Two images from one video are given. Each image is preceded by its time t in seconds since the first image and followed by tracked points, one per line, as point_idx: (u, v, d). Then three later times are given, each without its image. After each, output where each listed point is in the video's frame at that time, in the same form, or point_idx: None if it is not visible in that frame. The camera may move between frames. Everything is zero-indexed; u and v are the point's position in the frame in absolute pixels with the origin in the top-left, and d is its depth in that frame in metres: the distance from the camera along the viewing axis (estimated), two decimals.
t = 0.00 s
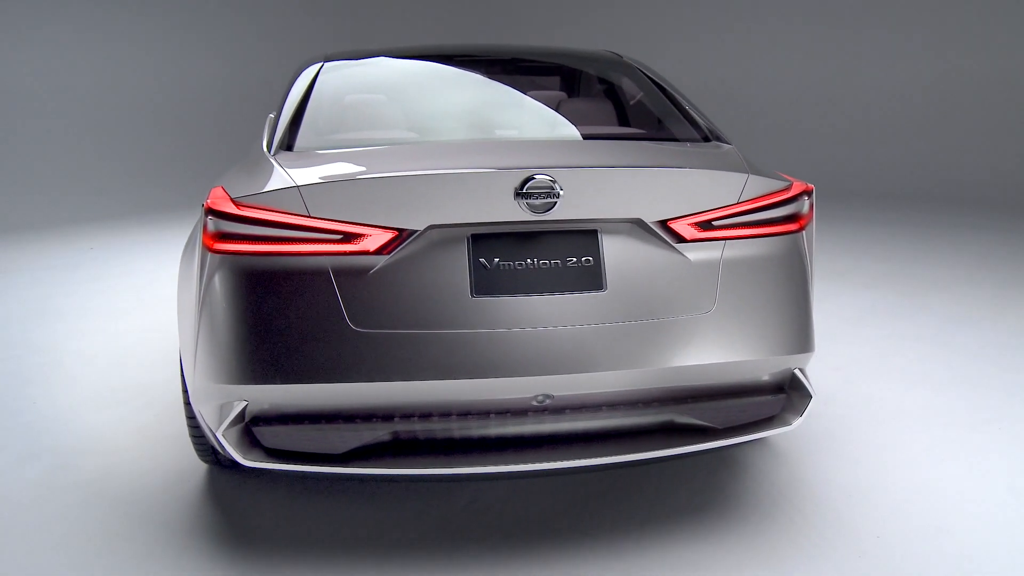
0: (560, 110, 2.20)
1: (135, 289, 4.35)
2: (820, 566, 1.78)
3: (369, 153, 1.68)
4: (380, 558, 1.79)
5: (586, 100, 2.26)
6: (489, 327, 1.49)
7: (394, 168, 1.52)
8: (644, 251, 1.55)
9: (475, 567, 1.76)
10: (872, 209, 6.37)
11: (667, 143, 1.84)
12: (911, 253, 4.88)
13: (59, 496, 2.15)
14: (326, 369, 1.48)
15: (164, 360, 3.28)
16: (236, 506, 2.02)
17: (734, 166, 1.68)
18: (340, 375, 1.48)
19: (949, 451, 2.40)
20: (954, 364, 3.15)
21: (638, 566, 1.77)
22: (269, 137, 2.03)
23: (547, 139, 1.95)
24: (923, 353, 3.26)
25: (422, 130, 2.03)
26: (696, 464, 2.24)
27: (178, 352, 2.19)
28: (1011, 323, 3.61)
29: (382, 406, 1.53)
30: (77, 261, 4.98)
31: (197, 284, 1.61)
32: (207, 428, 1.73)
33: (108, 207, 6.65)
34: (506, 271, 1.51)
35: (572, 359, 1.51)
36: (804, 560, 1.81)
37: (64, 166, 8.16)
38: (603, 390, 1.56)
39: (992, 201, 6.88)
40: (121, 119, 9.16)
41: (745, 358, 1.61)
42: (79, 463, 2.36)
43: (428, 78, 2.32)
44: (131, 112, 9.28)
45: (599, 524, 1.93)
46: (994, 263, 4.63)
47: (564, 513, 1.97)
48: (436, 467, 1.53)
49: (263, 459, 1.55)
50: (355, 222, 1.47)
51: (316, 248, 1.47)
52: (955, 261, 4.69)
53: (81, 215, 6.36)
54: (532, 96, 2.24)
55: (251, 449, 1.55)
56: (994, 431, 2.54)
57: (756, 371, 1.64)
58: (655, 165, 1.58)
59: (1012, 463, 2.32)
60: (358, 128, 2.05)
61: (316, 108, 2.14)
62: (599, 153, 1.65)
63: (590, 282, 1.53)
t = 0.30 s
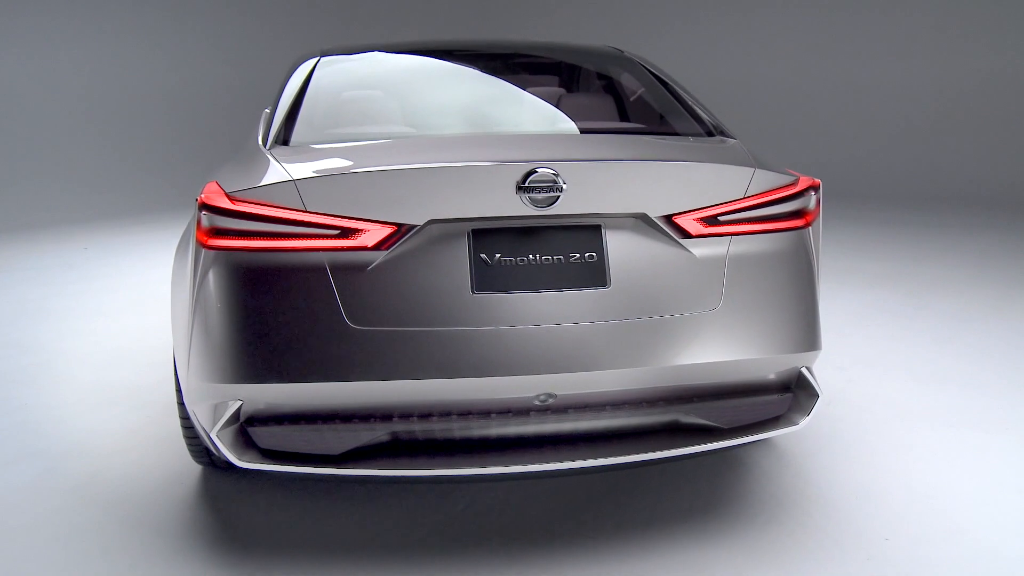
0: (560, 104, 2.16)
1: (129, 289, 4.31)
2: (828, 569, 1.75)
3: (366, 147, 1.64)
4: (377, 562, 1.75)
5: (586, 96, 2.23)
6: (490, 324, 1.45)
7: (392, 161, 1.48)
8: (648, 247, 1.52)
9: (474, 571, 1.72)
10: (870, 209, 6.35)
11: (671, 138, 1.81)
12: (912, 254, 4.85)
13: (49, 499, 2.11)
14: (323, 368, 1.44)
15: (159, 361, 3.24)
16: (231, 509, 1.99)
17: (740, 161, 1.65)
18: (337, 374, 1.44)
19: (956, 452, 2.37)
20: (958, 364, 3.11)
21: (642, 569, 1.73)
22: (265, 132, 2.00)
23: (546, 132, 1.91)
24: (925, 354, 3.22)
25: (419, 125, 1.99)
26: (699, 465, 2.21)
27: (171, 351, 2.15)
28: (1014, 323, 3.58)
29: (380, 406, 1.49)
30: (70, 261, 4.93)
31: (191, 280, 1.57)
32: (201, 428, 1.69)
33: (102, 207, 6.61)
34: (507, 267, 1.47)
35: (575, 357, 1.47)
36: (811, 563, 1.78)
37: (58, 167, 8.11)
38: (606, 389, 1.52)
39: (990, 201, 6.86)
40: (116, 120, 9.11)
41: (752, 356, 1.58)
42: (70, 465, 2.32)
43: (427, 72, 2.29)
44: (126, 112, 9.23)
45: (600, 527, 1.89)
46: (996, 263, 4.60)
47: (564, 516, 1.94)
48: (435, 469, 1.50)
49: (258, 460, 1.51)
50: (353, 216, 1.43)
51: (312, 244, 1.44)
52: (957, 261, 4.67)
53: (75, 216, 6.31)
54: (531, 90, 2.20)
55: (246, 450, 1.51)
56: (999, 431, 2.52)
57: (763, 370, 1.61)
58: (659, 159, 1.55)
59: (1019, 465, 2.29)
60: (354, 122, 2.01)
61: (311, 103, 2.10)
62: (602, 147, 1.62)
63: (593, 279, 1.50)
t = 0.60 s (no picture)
0: (561, 99, 2.13)
1: (124, 290, 4.26)
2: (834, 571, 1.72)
3: (364, 142, 1.61)
4: (376, 566, 1.71)
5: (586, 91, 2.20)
6: (491, 322, 1.42)
7: (391, 155, 1.45)
8: (652, 243, 1.49)
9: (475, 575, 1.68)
10: (870, 208, 6.33)
11: (675, 133, 1.78)
12: (914, 253, 4.82)
13: (40, 502, 2.07)
14: (319, 367, 1.40)
15: (153, 362, 3.19)
16: (227, 511, 1.95)
17: (746, 156, 1.61)
18: (335, 373, 1.40)
19: (963, 452, 2.34)
20: (962, 364, 3.08)
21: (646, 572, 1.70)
22: (260, 127, 1.96)
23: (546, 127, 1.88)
24: (930, 354, 3.19)
25: (417, 119, 1.96)
26: (702, 466, 2.17)
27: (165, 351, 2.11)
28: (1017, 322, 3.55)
29: (379, 406, 1.46)
30: (64, 261, 4.88)
31: (184, 278, 1.53)
32: (195, 430, 1.65)
33: (97, 207, 6.56)
34: (509, 264, 1.44)
35: (579, 355, 1.44)
36: (818, 565, 1.74)
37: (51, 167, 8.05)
38: (610, 388, 1.49)
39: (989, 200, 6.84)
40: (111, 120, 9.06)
41: (760, 355, 1.54)
42: (61, 467, 2.28)
43: (425, 68, 2.25)
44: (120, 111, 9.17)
45: (604, 530, 1.86)
46: (998, 262, 4.58)
47: (566, 518, 1.90)
48: (436, 470, 1.46)
49: (253, 462, 1.47)
50: (351, 211, 1.39)
51: (308, 239, 1.40)
52: (960, 261, 4.64)
53: (69, 215, 6.26)
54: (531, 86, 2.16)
55: (241, 451, 1.47)
56: (1006, 431, 2.49)
57: (770, 369, 1.58)
58: (663, 153, 1.52)
59: None
60: (351, 117, 1.98)
61: (307, 98, 2.07)
62: (605, 141, 1.58)
63: (597, 276, 1.46)
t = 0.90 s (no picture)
0: (562, 96, 2.09)
1: (119, 290, 4.22)
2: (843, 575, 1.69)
3: (363, 138, 1.57)
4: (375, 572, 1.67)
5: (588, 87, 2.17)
6: (494, 322, 1.38)
7: (390, 150, 1.41)
8: (659, 240, 1.45)
9: None
10: (868, 208, 6.31)
11: (679, 129, 1.74)
12: (913, 253, 4.81)
13: (31, 505, 2.02)
14: (317, 368, 1.37)
15: (146, 363, 3.15)
16: (222, 516, 1.91)
17: (753, 151, 1.58)
18: (333, 374, 1.37)
19: (969, 453, 2.32)
20: (965, 364, 3.06)
21: None
22: (256, 124, 1.92)
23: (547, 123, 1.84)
24: (931, 354, 3.17)
25: (415, 115, 1.92)
26: (705, 469, 2.14)
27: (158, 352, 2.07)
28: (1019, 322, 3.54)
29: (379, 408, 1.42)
30: (58, 263, 4.82)
31: (178, 277, 1.49)
32: (190, 432, 1.61)
33: (93, 208, 6.51)
34: (512, 262, 1.40)
35: (584, 355, 1.40)
36: (826, 568, 1.71)
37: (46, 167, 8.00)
38: (616, 389, 1.45)
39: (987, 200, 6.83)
40: (106, 120, 9.00)
41: (767, 355, 1.51)
42: (52, 470, 2.23)
43: (423, 65, 2.21)
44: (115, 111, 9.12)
45: (607, 534, 1.82)
46: (998, 263, 4.56)
47: (569, 522, 1.86)
48: (438, 473, 1.42)
49: (250, 465, 1.43)
50: (349, 208, 1.36)
51: (306, 237, 1.36)
52: (960, 261, 4.62)
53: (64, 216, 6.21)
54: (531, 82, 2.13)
55: (237, 455, 1.43)
56: (1009, 432, 2.46)
57: (777, 370, 1.55)
58: (669, 148, 1.49)
59: None
60: (349, 113, 1.94)
61: (304, 94, 2.03)
62: (609, 136, 1.55)
63: (602, 274, 1.43)
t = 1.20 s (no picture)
0: (563, 93, 2.06)
1: (113, 291, 4.17)
2: None
3: (362, 133, 1.54)
4: None
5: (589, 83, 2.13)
6: (496, 322, 1.34)
7: (390, 145, 1.38)
8: (665, 238, 1.42)
9: None
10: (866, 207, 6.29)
11: (683, 125, 1.71)
12: (912, 253, 4.79)
13: (22, 510, 1.98)
14: (315, 369, 1.33)
15: (141, 365, 3.11)
16: (217, 520, 1.87)
17: (760, 147, 1.55)
18: (332, 375, 1.33)
19: (974, 454, 2.29)
20: (968, 365, 3.03)
21: None
22: (252, 120, 1.89)
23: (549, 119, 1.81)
24: (934, 355, 3.14)
25: (413, 112, 1.89)
26: (709, 471, 2.11)
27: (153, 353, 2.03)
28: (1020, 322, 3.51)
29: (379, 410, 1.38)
30: (53, 263, 4.78)
31: (172, 276, 1.46)
32: (184, 435, 1.57)
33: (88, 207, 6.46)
34: (516, 260, 1.37)
35: (588, 356, 1.37)
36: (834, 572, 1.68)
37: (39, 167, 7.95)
38: (620, 391, 1.42)
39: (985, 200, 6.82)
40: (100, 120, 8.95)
41: (776, 355, 1.48)
42: (43, 474, 2.19)
43: (422, 61, 2.18)
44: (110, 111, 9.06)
45: (611, 539, 1.79)
46: (998, 263, 4.54)
47: (571, 526, 1.83)
48: (439, 477, 1.39)
49: (246, 469, 1.39)
50: (348, 205, 1.32)
51: (304, 234, 1.32)
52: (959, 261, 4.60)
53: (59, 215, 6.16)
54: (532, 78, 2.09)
55: (233, 458, 1.40)
56: (1015, 432, 2.44)
57: (785, 371, 1.52)
58: (675, 144, 1.45)
59: None
60: (346, 110, 1.91)
61: (300, 91, 1.99)
62: (614, 132, 1.52)
63: (607, 272, 1.39)
